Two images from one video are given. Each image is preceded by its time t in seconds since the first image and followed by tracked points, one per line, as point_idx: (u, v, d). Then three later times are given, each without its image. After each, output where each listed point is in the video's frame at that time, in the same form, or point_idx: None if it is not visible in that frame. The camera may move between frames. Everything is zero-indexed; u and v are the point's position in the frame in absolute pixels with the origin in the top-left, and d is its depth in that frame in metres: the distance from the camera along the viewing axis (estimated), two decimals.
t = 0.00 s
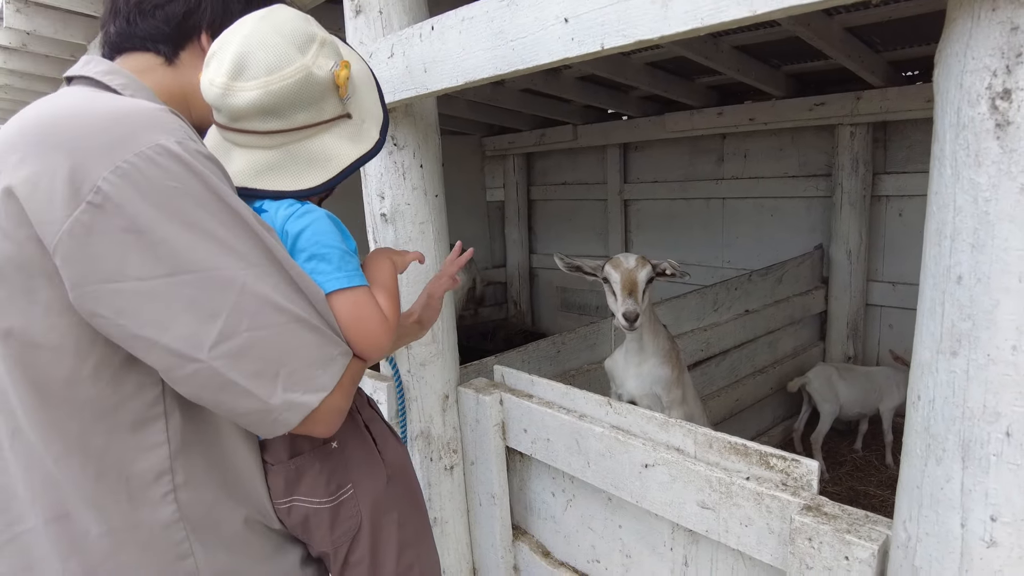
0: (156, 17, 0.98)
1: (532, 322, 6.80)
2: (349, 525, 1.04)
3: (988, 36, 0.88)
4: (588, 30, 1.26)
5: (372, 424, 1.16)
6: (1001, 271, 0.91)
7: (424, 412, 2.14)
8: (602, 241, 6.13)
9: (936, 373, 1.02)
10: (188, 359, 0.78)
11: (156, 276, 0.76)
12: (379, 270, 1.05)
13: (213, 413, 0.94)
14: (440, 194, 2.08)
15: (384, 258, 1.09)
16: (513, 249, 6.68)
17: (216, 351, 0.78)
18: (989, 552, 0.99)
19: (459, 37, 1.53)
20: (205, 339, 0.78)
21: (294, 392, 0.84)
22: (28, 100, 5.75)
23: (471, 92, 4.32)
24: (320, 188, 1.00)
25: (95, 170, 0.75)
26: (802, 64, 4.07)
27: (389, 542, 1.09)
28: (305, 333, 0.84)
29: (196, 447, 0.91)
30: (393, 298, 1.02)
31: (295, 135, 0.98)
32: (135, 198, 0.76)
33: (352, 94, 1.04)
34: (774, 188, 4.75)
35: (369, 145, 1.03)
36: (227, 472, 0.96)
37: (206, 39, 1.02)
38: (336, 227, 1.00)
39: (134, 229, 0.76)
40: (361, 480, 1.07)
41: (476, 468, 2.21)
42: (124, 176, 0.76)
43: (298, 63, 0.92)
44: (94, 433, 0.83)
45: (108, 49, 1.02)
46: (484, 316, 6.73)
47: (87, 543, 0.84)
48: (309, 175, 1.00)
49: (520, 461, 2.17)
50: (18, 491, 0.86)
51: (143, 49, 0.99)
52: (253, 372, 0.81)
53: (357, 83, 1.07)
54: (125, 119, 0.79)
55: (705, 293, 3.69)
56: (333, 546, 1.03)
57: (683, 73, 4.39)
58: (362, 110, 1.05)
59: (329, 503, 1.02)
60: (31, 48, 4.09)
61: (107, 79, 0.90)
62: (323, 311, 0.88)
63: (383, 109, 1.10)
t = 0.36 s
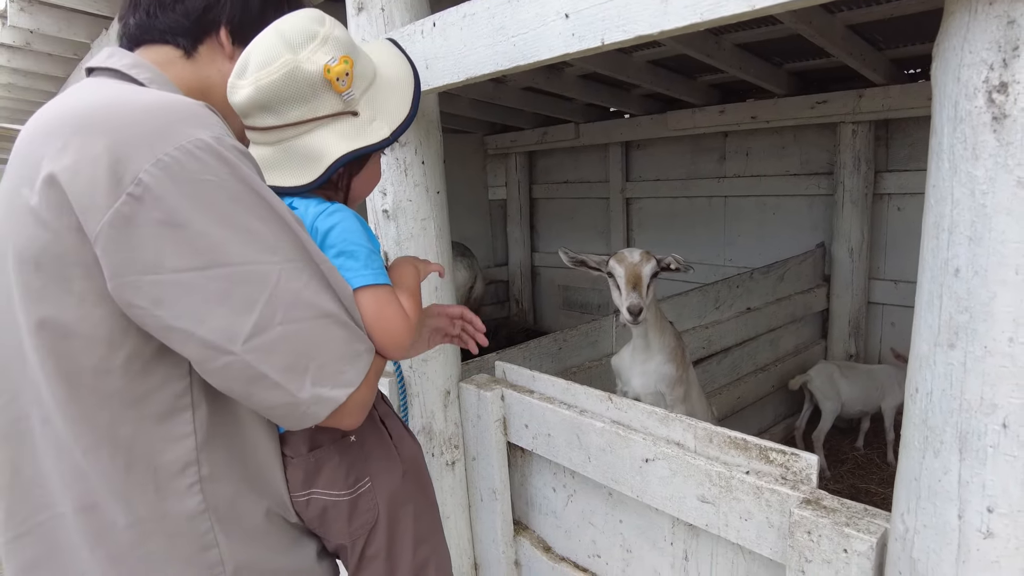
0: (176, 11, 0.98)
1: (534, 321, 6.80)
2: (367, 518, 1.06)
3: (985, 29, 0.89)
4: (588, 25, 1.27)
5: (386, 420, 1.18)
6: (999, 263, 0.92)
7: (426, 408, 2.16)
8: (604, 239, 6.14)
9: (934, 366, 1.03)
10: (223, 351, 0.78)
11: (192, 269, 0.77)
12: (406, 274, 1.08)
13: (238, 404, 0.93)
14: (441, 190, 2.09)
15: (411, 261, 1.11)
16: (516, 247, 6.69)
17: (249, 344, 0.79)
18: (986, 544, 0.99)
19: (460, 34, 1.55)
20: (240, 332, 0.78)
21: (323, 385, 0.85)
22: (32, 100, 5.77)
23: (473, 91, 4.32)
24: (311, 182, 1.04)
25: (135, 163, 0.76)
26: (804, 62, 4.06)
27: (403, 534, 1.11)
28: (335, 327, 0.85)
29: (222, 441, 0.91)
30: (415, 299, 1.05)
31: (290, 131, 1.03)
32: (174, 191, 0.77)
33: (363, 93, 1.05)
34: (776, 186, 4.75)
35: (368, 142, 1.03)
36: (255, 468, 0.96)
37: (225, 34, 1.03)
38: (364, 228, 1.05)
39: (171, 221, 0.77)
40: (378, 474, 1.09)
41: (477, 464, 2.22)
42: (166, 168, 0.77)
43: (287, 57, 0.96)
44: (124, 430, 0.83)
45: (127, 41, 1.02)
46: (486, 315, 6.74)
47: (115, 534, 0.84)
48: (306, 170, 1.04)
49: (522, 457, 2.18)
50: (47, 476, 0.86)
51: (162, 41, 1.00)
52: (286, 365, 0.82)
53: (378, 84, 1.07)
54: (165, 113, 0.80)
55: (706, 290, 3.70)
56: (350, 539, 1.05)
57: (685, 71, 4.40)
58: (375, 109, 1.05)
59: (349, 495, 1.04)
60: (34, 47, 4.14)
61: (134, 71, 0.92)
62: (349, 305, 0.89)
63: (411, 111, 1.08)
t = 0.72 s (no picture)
0: (202, 9, 0.99)
1: (535, 319, 6.85)
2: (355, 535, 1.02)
3: (976, 25, 0.89)
4: (584, 22, 1.29)
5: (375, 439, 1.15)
6: (991, 258, 0.92)
7: (425, 404, 2.17)
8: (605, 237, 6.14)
9: (926, 360, 1.03)
10: (243, 354, 0.75)
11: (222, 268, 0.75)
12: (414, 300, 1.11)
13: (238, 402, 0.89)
14: (440, 188, 2.10)
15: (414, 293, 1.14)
16: (517, 245, 6.70)
17: (270, 349, 0.76)
18: (977, 538, 1.00)
19: (458, 31, 1.57)
20: (264, 335, 0.76)
21: (335, 398, 0.81)
22: (33, 98, 5.78)
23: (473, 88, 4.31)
24: (328, 198, 1.05)
25: (181, 158, 0.75)
26: (804, 60, 4.06)
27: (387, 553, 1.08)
28: (351, 341, 0.83)
29: (217, 438, 0.87)
30: (422, 324, 1.07)
31: (309, 146, 1.04)
32: (217, 190, 0.75)
33: (381, 111, 1.05)
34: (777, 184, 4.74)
35: (383, 159, 1.03)
36: (247, 471, 0.91)
37: (249, 33, 1.04)
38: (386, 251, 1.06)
39: (209, 219, 0.75)
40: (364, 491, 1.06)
41: (476, 460, 2.23)
42: (209, 167, 0.75)
43: (304, 75, 0.98)
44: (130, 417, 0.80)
45: (154, 35, 1.03)
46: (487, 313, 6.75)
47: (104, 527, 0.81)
48: (323, 186, 1.05)
49: (521, 453, 2.19)
50: (33, 468, 0.81)
51: (187, 37, 1.01)
52: (304, 374, 0.79)
53: (398, 102, 1.08)
54: (216, 114, 0.79)
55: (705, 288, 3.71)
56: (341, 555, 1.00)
57: (686, 69, 4.39)
58: (393, 127, 1.06)
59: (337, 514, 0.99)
60: (37, 47, 4.17)
61: (171, 67, 0.91)
62: (366, 322, 0.87)
63: (429, 129, 1.07)
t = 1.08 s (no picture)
0: (242, 18, 0.99)
1: (535, 318, 6.84)
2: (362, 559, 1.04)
3: (980, 19, 0.89)
4: (587, 18, 1.29)
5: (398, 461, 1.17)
6: (995, 252, 0.92)
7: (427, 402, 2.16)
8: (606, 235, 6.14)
9: (930, 355, 1.03)
10: (284, 378, 0.75)
11: (274, 291, 0.74)
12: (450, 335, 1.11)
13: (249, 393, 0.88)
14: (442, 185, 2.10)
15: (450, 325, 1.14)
16: (517, 243, 6.69)
17: (312, 376, 0.75)
18: (980, 531, 1.00)
19: (460, 27, 1.57)
20: (309, 361, 0.75)
21: (370, 432, 0.80)
22: (34, 95, 5.78)
23: (474, 86, 4.31)
24: (375, 223, 1.06)
25: (247, 178, 0.74)
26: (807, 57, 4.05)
27: None
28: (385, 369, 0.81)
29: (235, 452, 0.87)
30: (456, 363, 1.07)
31: (354, 171, 1.05)
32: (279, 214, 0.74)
33: (422, 133, 1.07)
34: (778, 182, 4.74)
35: (428, 180, 1.05)
36: (257, 491, 0.90)
37: (285, 44, 1.02)
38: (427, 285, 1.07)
39: (270, 243, 0.74)
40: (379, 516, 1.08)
41: (478, 456, 2.23)
42: (277, 191, 0.75)
43: (349, 101, 0.99)
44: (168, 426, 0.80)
45: (189, 43, 1.03)
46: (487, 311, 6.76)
47: (126, 530, 0.79)
48: (369, 209, 1.06)
49: (522, 449, 2.19)
50: (51, 467, 0.79)
51: (226, 45, 1.00)
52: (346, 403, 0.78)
53: (435, 121, 1.10)
54: (285, 137, 0.79)
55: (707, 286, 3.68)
56: None
57: (687, 66, 4.39)
58: (433, 148, 1.08)
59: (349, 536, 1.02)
60: (39, 44, 4.17)
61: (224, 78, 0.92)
62: (401, 356, 0.86)
63: (467, 147, 1.10)
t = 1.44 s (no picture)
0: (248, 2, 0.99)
1: (537, 314, 6.88)
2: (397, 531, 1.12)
3: (991, 13, 0.89)
4: (593, 13, 1.29)
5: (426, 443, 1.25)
6: (1004, 248, 0.92)
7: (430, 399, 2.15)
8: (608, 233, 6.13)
9: (938, 351, 1.03)
10: (341, 353, 0.79)
11: (320, 271, 0.78)
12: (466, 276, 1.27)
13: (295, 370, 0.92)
14: (446, 181, 2.10)
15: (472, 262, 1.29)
16: (519, 240, 6.69)
17: (366, 347, 0.80)
18: (989, 529, 1.00)
19: (465, 23, 1.58)
20: (360, 335, 0.80)
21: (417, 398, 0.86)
22: (36, 92, 5.80)
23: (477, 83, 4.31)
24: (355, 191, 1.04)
25: (277, 158, 0.77)
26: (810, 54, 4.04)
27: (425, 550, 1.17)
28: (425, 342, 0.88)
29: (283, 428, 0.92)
30: (474, 301, 1.24)
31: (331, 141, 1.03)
32: (312, 189, 0.78)
33: (394, 96, 1.05)
34: (781, 179, 4.73)
35: (405, 143, 1.03)
36: (295, 465, 0.94)
37: (288, 27, 1.04)
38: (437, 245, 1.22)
39: (305, 220, 0.78)
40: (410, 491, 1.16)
41: (482, 452, 2.23)
42: (307, 167, 0.78)
43: (318, 68, 0.96)
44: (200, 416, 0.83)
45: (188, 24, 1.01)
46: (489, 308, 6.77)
47: (167, 531, 0.84)
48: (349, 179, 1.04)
49: (526, 445, 2.19)
50: (92, 470, 0.83)
51: (229, 28, 1.00)
52: (396, 371, 0.83)
53: (406, 87, 1.08)
54: (305, 114, 0.81)
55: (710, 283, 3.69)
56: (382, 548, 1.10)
57: (690, 64, 4.38)
58: (408, 112, 1.06)
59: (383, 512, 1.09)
60: (40, 42, 4.17)
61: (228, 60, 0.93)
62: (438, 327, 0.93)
63: (442, 110, 1.08)
